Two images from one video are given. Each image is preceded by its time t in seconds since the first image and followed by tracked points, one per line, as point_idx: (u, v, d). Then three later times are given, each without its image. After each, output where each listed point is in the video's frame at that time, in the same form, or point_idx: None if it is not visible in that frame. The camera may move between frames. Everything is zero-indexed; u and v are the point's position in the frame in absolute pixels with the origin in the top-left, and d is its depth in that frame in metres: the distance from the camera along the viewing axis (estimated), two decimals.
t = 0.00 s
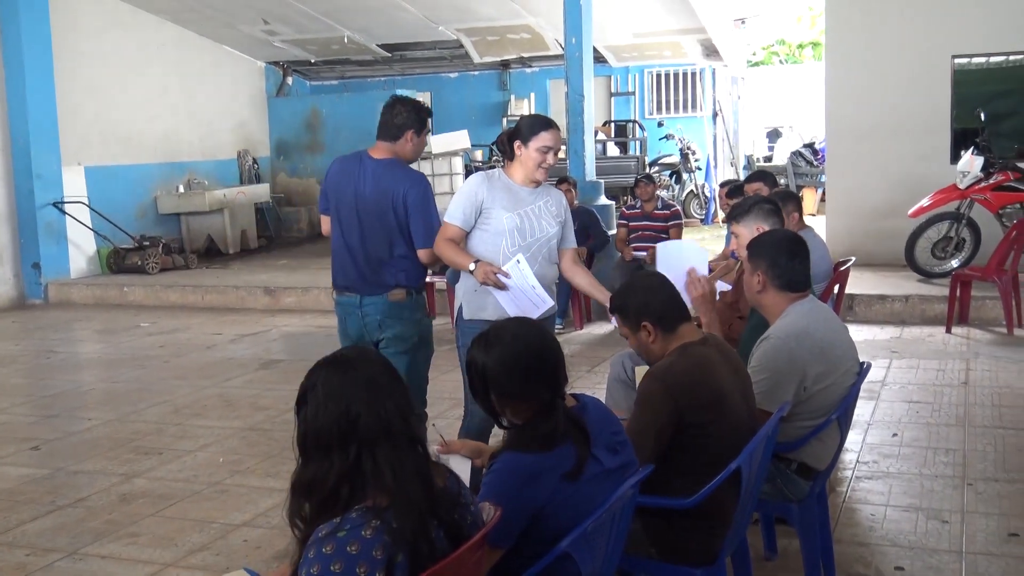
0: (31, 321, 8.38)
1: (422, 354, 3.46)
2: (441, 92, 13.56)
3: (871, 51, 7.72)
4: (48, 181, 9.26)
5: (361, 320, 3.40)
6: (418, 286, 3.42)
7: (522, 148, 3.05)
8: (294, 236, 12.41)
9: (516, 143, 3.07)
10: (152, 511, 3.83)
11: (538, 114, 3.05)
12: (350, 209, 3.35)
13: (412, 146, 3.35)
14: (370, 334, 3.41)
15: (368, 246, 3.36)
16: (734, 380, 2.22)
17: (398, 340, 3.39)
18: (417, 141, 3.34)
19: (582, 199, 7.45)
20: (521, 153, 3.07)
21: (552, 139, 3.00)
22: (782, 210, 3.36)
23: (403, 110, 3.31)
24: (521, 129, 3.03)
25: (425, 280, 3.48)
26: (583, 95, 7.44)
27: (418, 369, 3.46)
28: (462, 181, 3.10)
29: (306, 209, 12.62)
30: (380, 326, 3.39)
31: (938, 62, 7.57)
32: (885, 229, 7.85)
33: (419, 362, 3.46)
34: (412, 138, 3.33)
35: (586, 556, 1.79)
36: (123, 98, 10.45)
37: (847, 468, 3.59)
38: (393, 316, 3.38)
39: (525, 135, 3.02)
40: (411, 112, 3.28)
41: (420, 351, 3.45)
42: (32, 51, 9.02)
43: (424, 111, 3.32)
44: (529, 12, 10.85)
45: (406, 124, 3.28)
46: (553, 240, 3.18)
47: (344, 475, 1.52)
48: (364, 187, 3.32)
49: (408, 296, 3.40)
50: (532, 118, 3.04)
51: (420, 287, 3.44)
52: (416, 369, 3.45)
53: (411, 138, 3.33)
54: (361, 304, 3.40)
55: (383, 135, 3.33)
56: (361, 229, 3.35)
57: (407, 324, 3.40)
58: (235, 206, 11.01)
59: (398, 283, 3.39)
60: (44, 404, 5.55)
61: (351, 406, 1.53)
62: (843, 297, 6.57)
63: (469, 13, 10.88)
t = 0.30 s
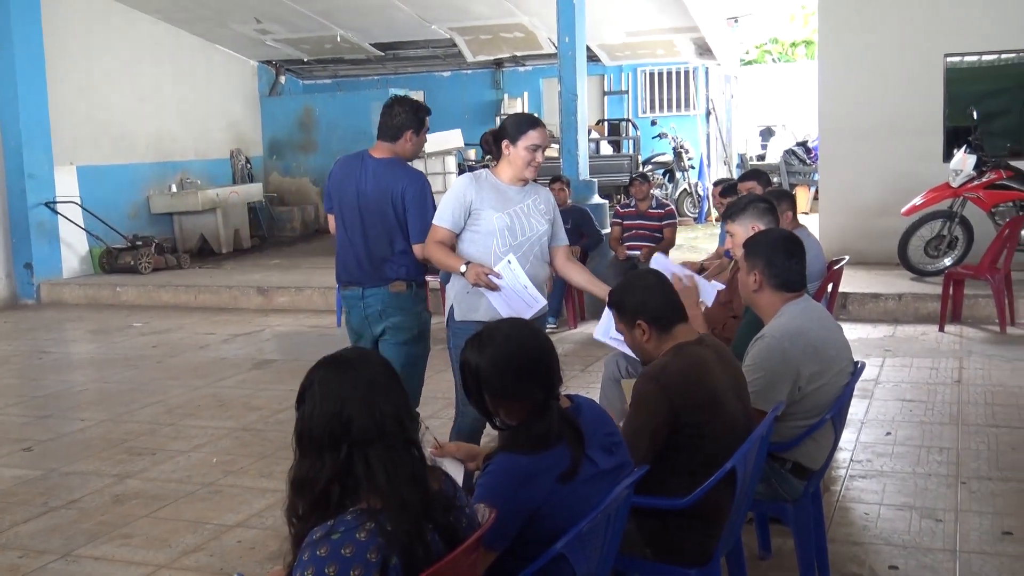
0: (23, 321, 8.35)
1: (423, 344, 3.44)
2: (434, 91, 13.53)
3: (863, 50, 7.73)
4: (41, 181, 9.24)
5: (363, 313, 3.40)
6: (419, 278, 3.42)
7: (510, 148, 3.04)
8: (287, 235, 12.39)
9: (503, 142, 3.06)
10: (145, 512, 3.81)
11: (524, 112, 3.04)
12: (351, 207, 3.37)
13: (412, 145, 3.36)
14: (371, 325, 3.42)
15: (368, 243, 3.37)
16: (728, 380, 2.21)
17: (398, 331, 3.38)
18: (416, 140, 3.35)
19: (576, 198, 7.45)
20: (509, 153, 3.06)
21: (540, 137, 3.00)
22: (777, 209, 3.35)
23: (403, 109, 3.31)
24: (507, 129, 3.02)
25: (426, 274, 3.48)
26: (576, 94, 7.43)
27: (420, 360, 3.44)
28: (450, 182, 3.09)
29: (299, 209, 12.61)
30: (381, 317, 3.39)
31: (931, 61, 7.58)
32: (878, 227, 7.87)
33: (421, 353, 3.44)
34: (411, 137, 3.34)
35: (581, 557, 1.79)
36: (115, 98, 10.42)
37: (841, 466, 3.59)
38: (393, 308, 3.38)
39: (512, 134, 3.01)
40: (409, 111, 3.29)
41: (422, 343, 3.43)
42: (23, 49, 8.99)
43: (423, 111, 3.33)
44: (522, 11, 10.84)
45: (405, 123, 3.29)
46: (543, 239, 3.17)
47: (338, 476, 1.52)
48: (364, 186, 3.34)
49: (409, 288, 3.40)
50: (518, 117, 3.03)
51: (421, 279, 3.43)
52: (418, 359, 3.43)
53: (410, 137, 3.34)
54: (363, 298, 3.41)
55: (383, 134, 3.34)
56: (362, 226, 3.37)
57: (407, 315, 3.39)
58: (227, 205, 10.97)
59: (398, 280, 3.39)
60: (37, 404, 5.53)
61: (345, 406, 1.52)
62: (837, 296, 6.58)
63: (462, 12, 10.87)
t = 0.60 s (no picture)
0: (12, 320, 8.30)
1: (419, 339, 3.48)
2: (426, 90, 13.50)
3: (855, 51, 7.75)
4: (30, 179, 9.21)
5: (356, 307, 3.52)
6: (405, 275, 3.48)
7: (502, 149, 3.04)
8: (278, 234, 12.36)
9: (494, 144, 3.05)
10: (134, 512, 3.80)
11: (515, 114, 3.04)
12: (342, 204, 3.52)
13: (397, 140, 3.49)
14: (365, 321, 3.52)
15: (357, 238, 3.49)
16: (720, 382, 2.22)
17: (389, 327, 3.46)
18: (400, 133, 3.49)
19: (567, 198, 7.45)
20: (500, 155, 3.06)
21: (532, 139, 2.99)
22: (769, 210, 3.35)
23: (388, 106, 3.47)
24: (498, 129, 3.01)
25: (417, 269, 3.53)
26: (568, 95, 7.43)
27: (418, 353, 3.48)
28: (441, 183, 3.08)
29: (290, 208, 12.58)
30: (372, 313, 3.48)
31: (922, 62, 7.61)
32: (868, 229, 7.89)
33: (417, 347, 3.48)
34: (396, 132, 3.48)
35: (573, 559, 1.78)
36: (105, 96, 10.37)
37: (831, 467, 3.60)
38: (382, 306, 3.46)
39: (504, 136, 3.00)
40: (392, 107, 3.44)
41: (416, 338, 3.48)
42: (13, 47, 8.95)
43: (405, 105, 3.48)
44: (514, 10, 10.83)
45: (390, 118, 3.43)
46: (533, 241, 3.18)
47: (331, 477, 1.51)
48: (353, 183, 3.48)
49: (395, 286, 3.46)
50: (509, 118, 3.02)
51: (409, 276, 3.49)
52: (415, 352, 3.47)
53: (394, 132, 3.48)
54: (356, 293, 3.52)
55: (371, 132, 3.49)
56: (351, 223, 3.50)
57: (396, 312, 3.46)
58: (218, 204, 10.93)
59: (385, 275, 3.47)
60: (26, 404, 5.50)
61: (337, 407, 1.52)
62: (827, 297, 6.59)
63: (454, 11, 10.86)
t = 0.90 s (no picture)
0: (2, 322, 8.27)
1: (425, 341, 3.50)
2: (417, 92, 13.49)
3: (845, 53, 7.77)
4: (21, 181, 9.20)
5: (366, 308, 3.54)
6: (412, 278, 3.49)
7: (494, 151, 3.03)
8: (269, 235, 12.34)
9: (485, 147, 3.05)
10: (125, 515, 3.78)
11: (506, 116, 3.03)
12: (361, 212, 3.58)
13: (412, 144, 3.56)
14: (374, 321, 3.54)
15: (369, 240, 3.56)
16: (709, 385, 2.22)
17: (396, 327, 3.48)
18: (416, 138, 3.55)
19: (559, 200, 7.45)
20: (491, 158, 3.05)
21: (524, 143, 2.98)
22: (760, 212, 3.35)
23: (407, 111, 3.56)
24: (489, 131, 3.00)
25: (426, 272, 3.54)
26: (559, 97, 7.44)
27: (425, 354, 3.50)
28: (432, 184, 3.07)
29: (281, 209, 12.57)
30: (380, 313, 3.50)
31: (912, 65, 7.63)
32: (859, 230, 7.91)
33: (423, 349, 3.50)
34: (412, 137, 3.55)
35: (565, 562, 1.78)
36: (95, 97, 10.33)
37: (822, 469, 3.61)
38: (389, 306, 3.48)
39: (495, 139, 3.00)
40: (410, 113, 3.53)
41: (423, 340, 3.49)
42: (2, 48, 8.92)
43: (424, 110, 3.57)
44: (505, 12, 10.83)
45: (406, 121, 3.53)
46: (523, 245, 3.18)
47: (323, 482, 1.51)
48: (365, 186, 3.55)
49: (401, 288, 3.48)
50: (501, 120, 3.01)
51: (416, 280, 3.50)
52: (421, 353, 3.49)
53: (410, 137, 3.55)
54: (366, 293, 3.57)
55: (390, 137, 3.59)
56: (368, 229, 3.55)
57: (403, 313, 3.47)
58: (209, 205, 10.90)
59: (392, 275, 3.50)
60: (16, 406, 5.48)
61: (329, 413, 1.52)
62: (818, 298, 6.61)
63: (444, 13, 10.85)
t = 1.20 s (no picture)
0: None
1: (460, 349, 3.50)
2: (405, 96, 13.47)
3: (832, 56, 7.80)
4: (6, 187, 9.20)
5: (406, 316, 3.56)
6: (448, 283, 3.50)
7: (483, 157, 3.03)
8: (257, 240, 12.31)
9: (475, 152, 3.04)
10: (113, 522, 3.76)
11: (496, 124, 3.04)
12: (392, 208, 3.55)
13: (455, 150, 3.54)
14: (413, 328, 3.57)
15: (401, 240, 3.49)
16: (697, 390, 2.22)
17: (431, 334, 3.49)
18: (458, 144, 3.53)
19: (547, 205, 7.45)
20: (481, 164, 3.05)
21: (514, 148, 2.99)
22: (746, 217, 3.37)
23: (451, 118, 3.57)
24: (480, 136, 3.02)
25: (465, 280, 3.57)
26: (548, 101, 7.44)
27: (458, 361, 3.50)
28: (422, 188, 3.07)
29: (269, 214, 12.54)
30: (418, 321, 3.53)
31: (897, 69, 7.67)
32: (847, 233, 7.94)
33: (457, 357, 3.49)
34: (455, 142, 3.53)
35: (553, 567, 1.78)
36: (83, 101, 10.29)
37: (810, 473, 3.61)
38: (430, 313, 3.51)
39: (486, 145, 3.00)
40: (456, 118, 3.53)
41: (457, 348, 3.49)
42: None
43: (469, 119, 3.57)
44: (493, 16, 10.83)
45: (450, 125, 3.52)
46: (509, 253, 3.18)
47: (314, 489, 1.50)
48: (400, 188, 3.50)
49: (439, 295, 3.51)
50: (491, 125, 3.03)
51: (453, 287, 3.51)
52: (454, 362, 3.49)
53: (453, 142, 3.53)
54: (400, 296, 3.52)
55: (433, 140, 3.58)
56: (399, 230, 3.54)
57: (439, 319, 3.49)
58: (197, 210, 10.87)
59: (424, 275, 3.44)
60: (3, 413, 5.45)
61: (321, 419, 1.51)
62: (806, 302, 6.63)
63: (432, 17, 10.85)
